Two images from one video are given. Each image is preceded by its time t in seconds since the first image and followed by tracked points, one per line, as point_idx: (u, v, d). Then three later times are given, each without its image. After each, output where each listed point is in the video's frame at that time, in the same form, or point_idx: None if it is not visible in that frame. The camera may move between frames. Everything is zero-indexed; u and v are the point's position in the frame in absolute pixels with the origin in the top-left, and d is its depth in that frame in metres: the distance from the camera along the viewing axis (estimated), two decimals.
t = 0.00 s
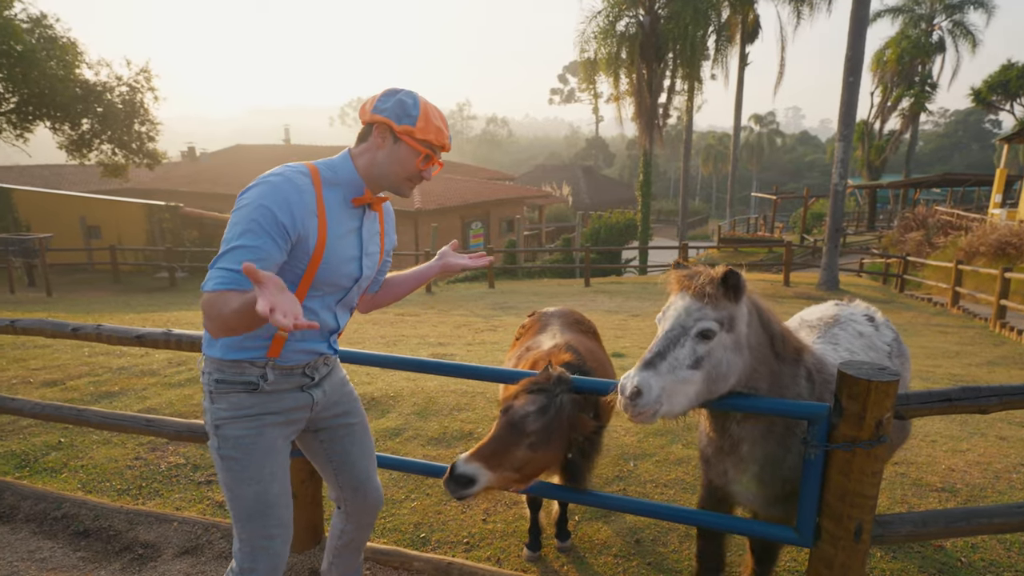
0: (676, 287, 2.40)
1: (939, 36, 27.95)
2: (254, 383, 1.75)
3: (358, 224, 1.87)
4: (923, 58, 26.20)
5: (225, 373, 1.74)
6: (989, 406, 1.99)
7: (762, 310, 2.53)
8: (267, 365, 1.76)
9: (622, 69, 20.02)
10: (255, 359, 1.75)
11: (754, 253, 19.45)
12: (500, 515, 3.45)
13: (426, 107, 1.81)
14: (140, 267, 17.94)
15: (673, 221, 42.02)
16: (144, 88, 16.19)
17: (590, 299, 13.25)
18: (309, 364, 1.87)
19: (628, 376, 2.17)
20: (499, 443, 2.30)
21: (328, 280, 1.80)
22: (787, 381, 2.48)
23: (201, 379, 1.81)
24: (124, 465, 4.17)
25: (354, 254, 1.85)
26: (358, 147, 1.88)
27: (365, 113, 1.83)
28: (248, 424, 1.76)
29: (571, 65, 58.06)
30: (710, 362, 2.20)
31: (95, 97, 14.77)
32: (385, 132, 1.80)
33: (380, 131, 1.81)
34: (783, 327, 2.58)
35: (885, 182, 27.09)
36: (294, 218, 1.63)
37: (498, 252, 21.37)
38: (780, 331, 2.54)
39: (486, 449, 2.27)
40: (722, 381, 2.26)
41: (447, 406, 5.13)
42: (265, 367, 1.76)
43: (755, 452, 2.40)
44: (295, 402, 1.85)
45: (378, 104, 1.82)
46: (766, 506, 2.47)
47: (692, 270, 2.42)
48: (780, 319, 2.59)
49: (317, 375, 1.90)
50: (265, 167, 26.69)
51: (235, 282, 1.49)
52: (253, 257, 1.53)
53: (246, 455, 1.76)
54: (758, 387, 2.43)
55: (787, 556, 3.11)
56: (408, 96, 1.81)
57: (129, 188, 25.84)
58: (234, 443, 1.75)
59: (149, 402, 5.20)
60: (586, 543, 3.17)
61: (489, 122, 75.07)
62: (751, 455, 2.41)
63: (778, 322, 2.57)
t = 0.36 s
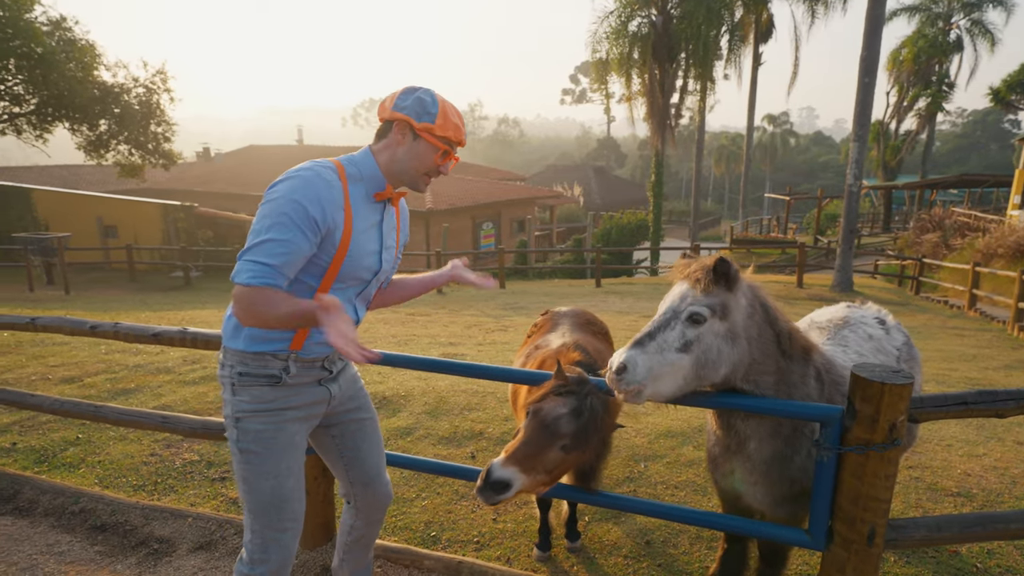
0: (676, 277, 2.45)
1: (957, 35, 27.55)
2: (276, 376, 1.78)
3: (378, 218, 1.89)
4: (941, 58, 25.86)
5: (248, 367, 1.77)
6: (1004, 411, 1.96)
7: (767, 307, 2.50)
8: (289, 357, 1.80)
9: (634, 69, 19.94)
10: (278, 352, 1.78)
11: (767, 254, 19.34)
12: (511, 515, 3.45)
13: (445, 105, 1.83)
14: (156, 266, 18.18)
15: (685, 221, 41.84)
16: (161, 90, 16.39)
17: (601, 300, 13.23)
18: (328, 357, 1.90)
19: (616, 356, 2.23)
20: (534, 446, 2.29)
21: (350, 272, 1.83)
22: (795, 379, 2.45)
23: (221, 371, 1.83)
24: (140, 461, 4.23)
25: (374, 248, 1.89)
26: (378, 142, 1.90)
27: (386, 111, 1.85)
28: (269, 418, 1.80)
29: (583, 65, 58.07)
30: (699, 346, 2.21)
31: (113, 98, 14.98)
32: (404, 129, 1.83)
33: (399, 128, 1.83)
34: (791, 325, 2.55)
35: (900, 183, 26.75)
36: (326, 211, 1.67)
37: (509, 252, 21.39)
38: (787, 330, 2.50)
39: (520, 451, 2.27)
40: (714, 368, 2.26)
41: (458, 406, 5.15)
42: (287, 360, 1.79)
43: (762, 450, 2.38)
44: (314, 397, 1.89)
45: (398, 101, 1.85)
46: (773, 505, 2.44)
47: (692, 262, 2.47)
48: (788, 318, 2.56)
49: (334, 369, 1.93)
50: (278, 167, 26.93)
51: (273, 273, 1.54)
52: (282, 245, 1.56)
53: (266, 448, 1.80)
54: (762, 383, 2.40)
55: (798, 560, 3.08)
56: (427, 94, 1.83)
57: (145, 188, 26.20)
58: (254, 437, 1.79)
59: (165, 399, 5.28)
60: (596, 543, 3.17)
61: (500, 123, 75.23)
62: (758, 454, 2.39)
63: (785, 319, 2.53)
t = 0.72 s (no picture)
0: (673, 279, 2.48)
1: (979, 32, 27.07)
2: (308, 370, 1.81)
3: (403, 214, 1.94)
4: (961, 56, 25.42)
5: (281, 360, 1.80)
6: None
7: (767, 309, 2.45)
8: (320, 352, 1.82)
9: (647, 68, 19.86)
10: (309, 346, 1.81)
11: (782, 255, 19.19)
12: (522, 514, 3.45)
13: (464, 102, 1.83)
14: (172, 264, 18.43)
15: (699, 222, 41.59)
16: (178, 91, 16.61)
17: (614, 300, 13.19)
18: (354, 352, 1.92)
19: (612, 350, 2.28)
20: (552, 444, 2.29)
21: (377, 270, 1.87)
22: (799, 381, 2.42)
23: (252, 364, 1.86)
24: (157, 457, 4.29)
25: (402, 245, 1.93)
26: (400, 140, 1.91)
27: (406, 110, 1.86)
28: (299, 412, 1.82)
29: (596, 65, 57.98)
30: (691, 345, 2.22)
31: (131, 99, 15.20)
32: (425, 127, 1.84)
33: (421, 126, 1.85)
34: (793, 326, 2.51)
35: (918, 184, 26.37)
36: (366, 210, 1.71)
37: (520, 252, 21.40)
38: (790, 331, 2.47)
39: (537, 448, 2.27)
40: (709, 368, 2.25)
41: (470, 405, 5.16)
42: (318, 354, 1.82)
43: (767, 452, 2.37)
44: (341, 392, 1.91)
45: (418, 101, 1.86)
46: (783, 508, 2.42)
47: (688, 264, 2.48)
48: (791, 319, 2.53)
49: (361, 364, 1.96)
50: (293, 167, 27.17)
51: (309, 279, 1.61)
52: (325, 251, 1.62)
53: (293, 440, 1.83)
54: (764, 384, 2.38)
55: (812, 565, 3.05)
56: (445, 92, 1.84)
57: (163, 188, 26.58)
58: (284, 429, 1.81)
59: (181, 396, 5.35)
60: (608, 544, 3.16)
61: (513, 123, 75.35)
62: (763, 456, 2.38)
63: (788, 321, 2.50)
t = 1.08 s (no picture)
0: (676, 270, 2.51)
1: (995, 31, 26.69)
2: (310, 365, 1.83)
3: (428, 226, 1.96)
4: (976, 55, 25.09)
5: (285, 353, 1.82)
6: None
7: (766, 310, 2.45)
8: (324, 349, 1.84)
9: (658, 68, 19.78)
10: (314, 342, 1.83)
11: (793, 257, 19.09)
12: (529, 515, 3.45)
13: (510, 141, 1.85)
14: (184, 263, 18.61)
15: (709, 223, 41.39)
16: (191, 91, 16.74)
17: (623, 301, 13.16)
18: (364, 355, 1.93)
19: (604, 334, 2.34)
20: (549, 428, 2.17)
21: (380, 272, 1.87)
22: (798, 381, 2.40)
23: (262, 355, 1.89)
24: (168, 454, 4.34)
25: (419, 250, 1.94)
26: (442, 160, 1.95)
27: (454, 134, 1.89)
28: (298, 406, 1.84)
29: (606, 65, 57.88)
30: (679, 335, 2.26)
31: (145, 100, 15.36)
32: (467, 157, 1.88)
33: (462, 154, 1.89)
34: (795, 327, 2.50)
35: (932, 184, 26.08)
36: (366, 216, 1.76)
37: (530, 253, 21.41)
38: (792, 332, 2.46)
39: (542, 430, 2.17)
40: (695, 360, 2.29)
41: (478, 405, 5.16)
42: (322, 351, 1.84)
43: (764, 451, 2.35)
44: (344, 392, 1.92)
45: (468, 128, 1.87)
46: (784, 509, 2.39)
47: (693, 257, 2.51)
48: (795, 321, 2.52)
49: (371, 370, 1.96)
50: (303, 167, 27.35)
51: (299, 266, 1.62)
52: (311, 241, 1.65)
53: (292, 432, 1.84)
54: (758, 383, 2.38)
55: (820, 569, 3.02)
56: (493, 127, 1.86)
57: (175, 188, 26.86)
58: (283, 421, 1.83)
59: (192, 394, 5.40)
60: (615, 545, 3.15)
61: (523, 123, 75.37)
62: (761, 455, 2.36)
63: (788, 321, 2.49)
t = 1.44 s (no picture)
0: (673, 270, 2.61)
1: (1004, 30, 26.48)
2: (317, 361, 1.83)
3: (438, 231, 1.97)
4: (985, 54, 24.90)
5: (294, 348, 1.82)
6: None
7: (759, 310, 2.43)
8: (331, 346, 1.85)
9: (663, 69, 19.74)
10: (323, 337, 1.85)
11: (799, 257, 19.03)
12: (534, 516, 3.44)
13: (514, 131, 1.87)
14: (191, 263, 18.70)
15: (714, 223, 41.28)
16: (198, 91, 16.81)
17: (628, 301, 13.14)
18: (373, 355, 1.93)
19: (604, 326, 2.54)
20: (558, 430, 2.16)
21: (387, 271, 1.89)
22: (796, 382, 2.38)
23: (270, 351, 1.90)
24: (174, 453, 4.35)
25: (429, 252, 1.94)
26: (450, 163, 1.96)
27: (458, 135, 1.90)
28: (306, 401, 1.84)
29: (611, 66, 57.79)
30: (660, 329, 2.39)
31: (153, 101, 15.44)
32: (476, 155, 1.89)
33: (470, 153, 1.90)
34: (796, 330, 2.49)
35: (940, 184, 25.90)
36: (378, 215, 1.78)
37: (534, 253, 21.41)
38: (789, 335, 2.44)
39: (546, 430, 2.16)
40: (676, 354, 2.40)
41: (483, 406, 5.16)
42: (329, 348, 1.84)
43: (760, 451, 2.34)
44: (352, 389, 1.91)
45: (470, 128, 1.89)
46: (784, 510, 2.38)
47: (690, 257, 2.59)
48: (797, 324, 2.52)
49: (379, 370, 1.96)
50: (309, 167, 27.43)
51: (314, 267, 1.64)
52: (326, 241, 1.67)
53: (299, 427, 1.85)
54: (747, 380, 2.40)
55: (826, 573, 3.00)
56: (497, 121, 1.87)
57: (182, 188, 26.99)
58: (290, 416, 1.83)
59: (198, 393, 5.42)
60: (620, 547, 3.14)
61: (528, 123, 75.38)
62: (757, 455, 2.35)
63: (785, 322, 2.47)
